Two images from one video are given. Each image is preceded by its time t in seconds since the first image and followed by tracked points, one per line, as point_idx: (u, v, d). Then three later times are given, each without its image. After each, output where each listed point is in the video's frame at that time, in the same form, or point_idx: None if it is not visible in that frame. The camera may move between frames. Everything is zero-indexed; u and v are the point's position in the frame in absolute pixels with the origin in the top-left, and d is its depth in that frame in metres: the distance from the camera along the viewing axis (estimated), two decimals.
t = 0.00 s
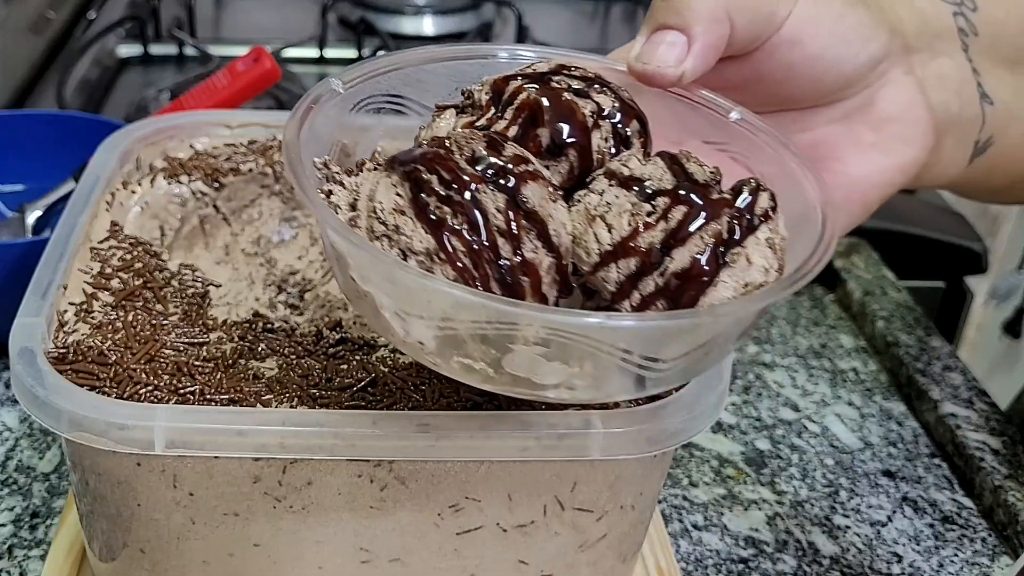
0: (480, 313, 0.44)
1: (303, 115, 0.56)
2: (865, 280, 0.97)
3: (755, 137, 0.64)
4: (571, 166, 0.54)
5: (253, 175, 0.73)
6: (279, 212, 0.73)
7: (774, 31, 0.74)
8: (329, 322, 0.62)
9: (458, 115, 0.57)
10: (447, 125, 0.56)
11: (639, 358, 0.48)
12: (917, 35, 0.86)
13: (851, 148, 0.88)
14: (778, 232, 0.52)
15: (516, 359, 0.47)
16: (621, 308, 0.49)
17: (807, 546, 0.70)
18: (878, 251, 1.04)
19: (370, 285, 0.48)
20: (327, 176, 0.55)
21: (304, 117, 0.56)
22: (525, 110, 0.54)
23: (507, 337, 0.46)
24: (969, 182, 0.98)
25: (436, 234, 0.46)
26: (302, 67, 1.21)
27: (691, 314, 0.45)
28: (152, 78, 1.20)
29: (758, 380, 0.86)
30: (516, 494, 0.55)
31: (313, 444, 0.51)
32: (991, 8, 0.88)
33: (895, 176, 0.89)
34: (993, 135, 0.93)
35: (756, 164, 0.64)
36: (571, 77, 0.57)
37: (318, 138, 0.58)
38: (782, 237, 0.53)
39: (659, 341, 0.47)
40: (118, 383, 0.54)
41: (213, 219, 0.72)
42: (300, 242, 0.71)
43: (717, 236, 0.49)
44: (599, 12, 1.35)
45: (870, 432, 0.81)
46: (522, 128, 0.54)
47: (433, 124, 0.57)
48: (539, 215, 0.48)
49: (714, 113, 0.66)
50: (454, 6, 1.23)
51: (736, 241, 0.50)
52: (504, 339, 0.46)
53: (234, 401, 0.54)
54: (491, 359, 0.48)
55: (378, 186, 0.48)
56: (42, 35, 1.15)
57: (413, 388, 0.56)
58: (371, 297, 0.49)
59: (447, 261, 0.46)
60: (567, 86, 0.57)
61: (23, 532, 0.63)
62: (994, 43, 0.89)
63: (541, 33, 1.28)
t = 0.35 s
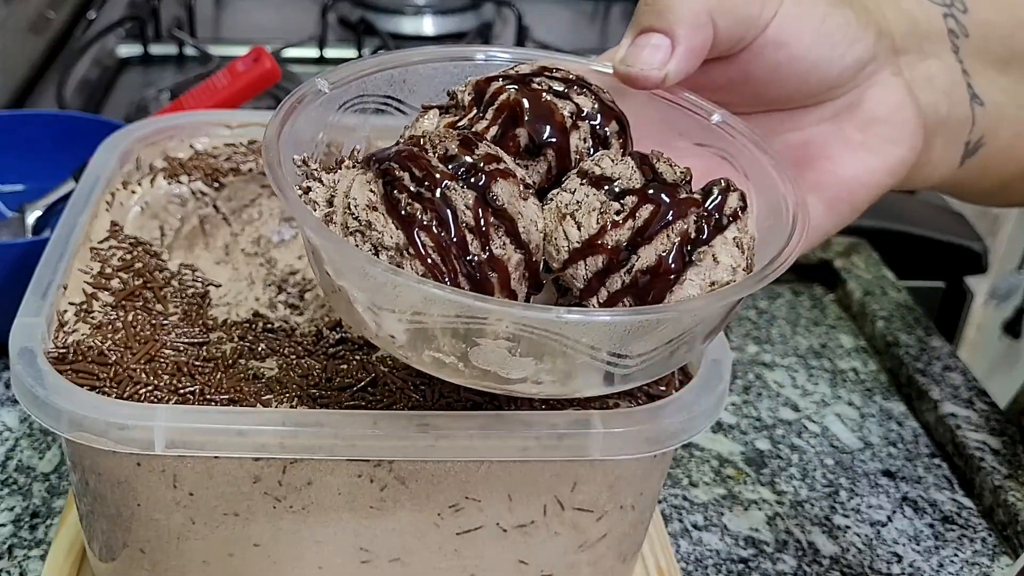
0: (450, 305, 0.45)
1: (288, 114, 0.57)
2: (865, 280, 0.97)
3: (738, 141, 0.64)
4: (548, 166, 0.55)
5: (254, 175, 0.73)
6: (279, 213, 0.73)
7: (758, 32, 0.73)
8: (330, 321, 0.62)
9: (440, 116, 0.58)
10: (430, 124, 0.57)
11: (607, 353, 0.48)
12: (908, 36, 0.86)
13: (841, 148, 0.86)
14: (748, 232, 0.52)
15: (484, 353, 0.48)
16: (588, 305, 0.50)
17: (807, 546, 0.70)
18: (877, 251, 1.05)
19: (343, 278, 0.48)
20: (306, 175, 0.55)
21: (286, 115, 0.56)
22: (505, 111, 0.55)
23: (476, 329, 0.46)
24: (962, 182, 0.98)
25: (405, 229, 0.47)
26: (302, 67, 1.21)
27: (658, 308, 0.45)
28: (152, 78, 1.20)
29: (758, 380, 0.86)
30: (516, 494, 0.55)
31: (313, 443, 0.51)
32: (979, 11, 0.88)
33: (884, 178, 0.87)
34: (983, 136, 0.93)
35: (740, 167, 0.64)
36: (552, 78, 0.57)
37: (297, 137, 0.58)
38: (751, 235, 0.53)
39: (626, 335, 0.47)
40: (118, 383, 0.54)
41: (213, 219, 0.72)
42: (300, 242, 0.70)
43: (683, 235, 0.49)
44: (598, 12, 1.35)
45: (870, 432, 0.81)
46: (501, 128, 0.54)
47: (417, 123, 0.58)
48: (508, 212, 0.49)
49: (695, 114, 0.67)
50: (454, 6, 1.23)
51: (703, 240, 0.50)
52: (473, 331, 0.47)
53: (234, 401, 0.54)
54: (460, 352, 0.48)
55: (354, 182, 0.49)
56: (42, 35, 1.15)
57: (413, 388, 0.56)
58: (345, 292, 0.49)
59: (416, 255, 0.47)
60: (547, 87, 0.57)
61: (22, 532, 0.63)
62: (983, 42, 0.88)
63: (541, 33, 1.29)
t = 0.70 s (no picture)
0: (416, 347, 0.45)
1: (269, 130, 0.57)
2: (865, 280, 0.97)
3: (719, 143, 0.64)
4: (525, 179, 0.55)
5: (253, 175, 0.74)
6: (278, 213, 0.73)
7: (752, 31, 0.73)
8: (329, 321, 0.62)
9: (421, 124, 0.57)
10: (412, 134, 0.57)
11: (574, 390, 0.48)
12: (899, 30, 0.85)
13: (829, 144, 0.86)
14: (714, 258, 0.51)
15: (454, 392, 0.48)
16: (556, 331, 0.50)
17: (807, 546, 0.70)
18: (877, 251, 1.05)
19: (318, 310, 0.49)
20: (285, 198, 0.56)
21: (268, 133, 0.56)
22: (484, 124, 0.54)
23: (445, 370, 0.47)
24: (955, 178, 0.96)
25: (374, 264, 0.47)
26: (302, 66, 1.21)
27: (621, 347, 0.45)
28: (152, 78, 1.20)
29: (758, 380, 0.86)
30: (516, 494, 0.55)
31: (312, 443, 0.51)
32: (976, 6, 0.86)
33: (871, 174, 0.87)
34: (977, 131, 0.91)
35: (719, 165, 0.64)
36: (533, 88, 0.57)
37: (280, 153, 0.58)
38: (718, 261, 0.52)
39: (592, 373, 0.47)
40: (117, 383, 0.54)
41: (212, 219, 0.72)
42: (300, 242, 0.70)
43: (646, 266, 0.48)
44: (599, 12, 1.35)
45: (870, 432, 0.81)
46: (480, 141, 0.54)
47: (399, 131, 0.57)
48: (477, 245, 0.48)
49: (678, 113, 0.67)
50: (454, 5, 1.23)
51: (668, 269, 0.49)
52: (443, 365, 0.46)
53: (234, 401, 0.54)
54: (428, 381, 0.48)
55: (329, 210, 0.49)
56: (42, 35, 1.15)
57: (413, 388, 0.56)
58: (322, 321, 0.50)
59: (386, 289, 0.47)
60: (527, 98, 0.56)
61: (22, 532, 0.63)
62: (980, 36, 0.87)
63: (542, 32, 1.29)
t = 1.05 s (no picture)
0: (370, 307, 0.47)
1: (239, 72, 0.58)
2: (865, 280, 0.97)
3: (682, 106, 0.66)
4: (493, 129, 0.55)
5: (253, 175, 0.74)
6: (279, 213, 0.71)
7: None
8: (329, 321, 0.62)
9: (397, 61, 0.59)
10: (386, 72, 0.58)
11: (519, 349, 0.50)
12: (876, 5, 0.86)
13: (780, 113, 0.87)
14: (663, 232, 0.53)
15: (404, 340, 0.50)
16: (508, 291, 0.52)
17: (807, 546, 0.70)
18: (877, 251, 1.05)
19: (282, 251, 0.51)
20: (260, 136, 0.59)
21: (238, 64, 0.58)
22: (457, 70, 0.55)
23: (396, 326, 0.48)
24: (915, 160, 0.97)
25: (344, 222, 0.49)
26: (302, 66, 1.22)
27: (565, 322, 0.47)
28: (153, 78, 1.21)
29: (758, 380, 0.86)
30: (516, 494, 0.55)
31: (313, 444, 0.51)
32: None
33: (814, 145, 0.89)
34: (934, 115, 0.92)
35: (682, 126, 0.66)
36: (507, 37, 0.58)
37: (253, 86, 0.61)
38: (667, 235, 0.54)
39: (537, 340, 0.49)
40: (117, 383, 0.54)
41: (213, 219, 0.70)
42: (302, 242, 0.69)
43: (598, 240, 0.51)
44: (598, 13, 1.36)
45: (870, 432, 0.81)
46: (451, 88, 0.55)
47: (374, 68, 0.59)
48: (442, 206, 0.49)
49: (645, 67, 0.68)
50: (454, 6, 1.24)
51: (617, 242, 0.51)
52: (394, 325, 0.48)
53: (234, 401, 0.54)
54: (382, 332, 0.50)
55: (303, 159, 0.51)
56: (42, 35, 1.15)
57: (414, 388, 0.56)
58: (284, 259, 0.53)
59: (352, 246, 0.49)
60: (500, 48, 0.57)
61: (22, 532, 0.63)
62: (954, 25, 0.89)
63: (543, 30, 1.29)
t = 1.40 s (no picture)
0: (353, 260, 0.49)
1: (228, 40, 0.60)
2: (865, 281, 0.97)
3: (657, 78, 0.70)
4: (473, 95, 0.58)
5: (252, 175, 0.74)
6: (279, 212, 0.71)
7: None
8: (329, 321, 0.62)
9: (383, 26, 0.61)
10: (372, 36, 0.60)
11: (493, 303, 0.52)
12: None
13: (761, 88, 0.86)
14: (636, 198, 0.55)
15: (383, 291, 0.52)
16: (483, 250, 0.54)
17: (807, 546, 0.70)
18: (877, 251, 1.05)
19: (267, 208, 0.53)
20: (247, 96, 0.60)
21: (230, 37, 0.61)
22: (440, 36, 0.58)
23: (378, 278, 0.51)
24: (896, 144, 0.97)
25: (324, 176, 0.50)
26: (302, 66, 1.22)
27: (537, 279, 0.49)
28: (152, 78, 1.21)
29: (758, 379, 0.87)
30: (516, 494, 0.55)
31: (313, 444, 0.50)
32: None
33: (791, 122, 0.88)
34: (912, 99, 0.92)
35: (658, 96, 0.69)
36: (491, 6, 0.60)
37: (240, 55, 0.62)
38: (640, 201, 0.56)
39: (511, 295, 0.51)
40: (118, 383, 0.54)
41: (213, 219, 0.71)
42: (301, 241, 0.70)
43: (571, 204, 0.52)
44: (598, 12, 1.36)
45: (870, 432, 0.81)
46: (435, 53, 0.58)
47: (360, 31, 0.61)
48: (420, 165, 0.52)
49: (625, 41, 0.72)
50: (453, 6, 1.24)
51: (590, 206, 0.53)
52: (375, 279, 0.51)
53: (234, 400, 0.54)
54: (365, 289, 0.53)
55: (286, 117, 0.52)
56: (42, 35, 1.15)
57: (415, 389, 0.56)
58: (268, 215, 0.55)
59: (332, 202, 0.50)
60: (484, 16, 0.59)
61: (22, 532, 0.63)
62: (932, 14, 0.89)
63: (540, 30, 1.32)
